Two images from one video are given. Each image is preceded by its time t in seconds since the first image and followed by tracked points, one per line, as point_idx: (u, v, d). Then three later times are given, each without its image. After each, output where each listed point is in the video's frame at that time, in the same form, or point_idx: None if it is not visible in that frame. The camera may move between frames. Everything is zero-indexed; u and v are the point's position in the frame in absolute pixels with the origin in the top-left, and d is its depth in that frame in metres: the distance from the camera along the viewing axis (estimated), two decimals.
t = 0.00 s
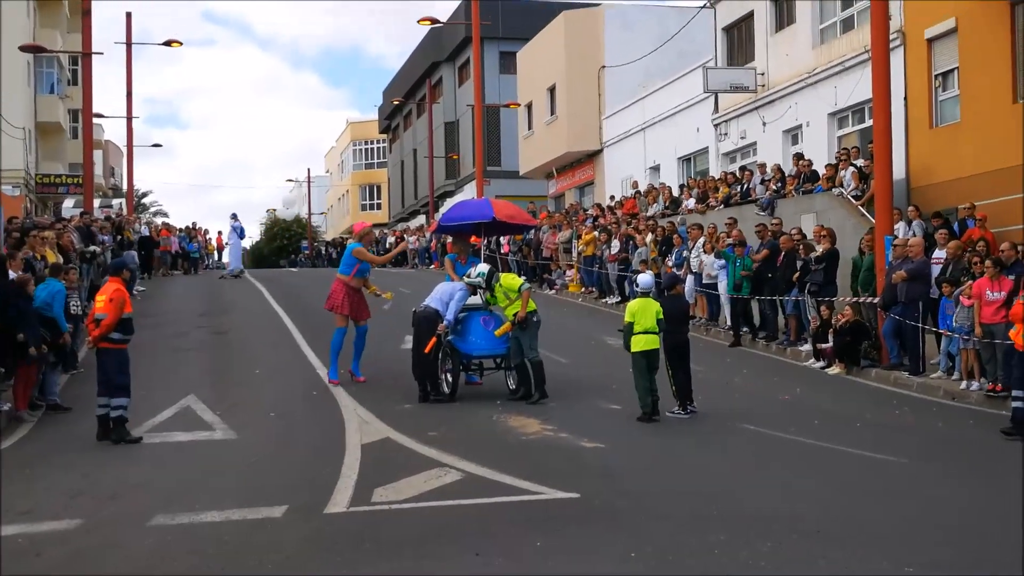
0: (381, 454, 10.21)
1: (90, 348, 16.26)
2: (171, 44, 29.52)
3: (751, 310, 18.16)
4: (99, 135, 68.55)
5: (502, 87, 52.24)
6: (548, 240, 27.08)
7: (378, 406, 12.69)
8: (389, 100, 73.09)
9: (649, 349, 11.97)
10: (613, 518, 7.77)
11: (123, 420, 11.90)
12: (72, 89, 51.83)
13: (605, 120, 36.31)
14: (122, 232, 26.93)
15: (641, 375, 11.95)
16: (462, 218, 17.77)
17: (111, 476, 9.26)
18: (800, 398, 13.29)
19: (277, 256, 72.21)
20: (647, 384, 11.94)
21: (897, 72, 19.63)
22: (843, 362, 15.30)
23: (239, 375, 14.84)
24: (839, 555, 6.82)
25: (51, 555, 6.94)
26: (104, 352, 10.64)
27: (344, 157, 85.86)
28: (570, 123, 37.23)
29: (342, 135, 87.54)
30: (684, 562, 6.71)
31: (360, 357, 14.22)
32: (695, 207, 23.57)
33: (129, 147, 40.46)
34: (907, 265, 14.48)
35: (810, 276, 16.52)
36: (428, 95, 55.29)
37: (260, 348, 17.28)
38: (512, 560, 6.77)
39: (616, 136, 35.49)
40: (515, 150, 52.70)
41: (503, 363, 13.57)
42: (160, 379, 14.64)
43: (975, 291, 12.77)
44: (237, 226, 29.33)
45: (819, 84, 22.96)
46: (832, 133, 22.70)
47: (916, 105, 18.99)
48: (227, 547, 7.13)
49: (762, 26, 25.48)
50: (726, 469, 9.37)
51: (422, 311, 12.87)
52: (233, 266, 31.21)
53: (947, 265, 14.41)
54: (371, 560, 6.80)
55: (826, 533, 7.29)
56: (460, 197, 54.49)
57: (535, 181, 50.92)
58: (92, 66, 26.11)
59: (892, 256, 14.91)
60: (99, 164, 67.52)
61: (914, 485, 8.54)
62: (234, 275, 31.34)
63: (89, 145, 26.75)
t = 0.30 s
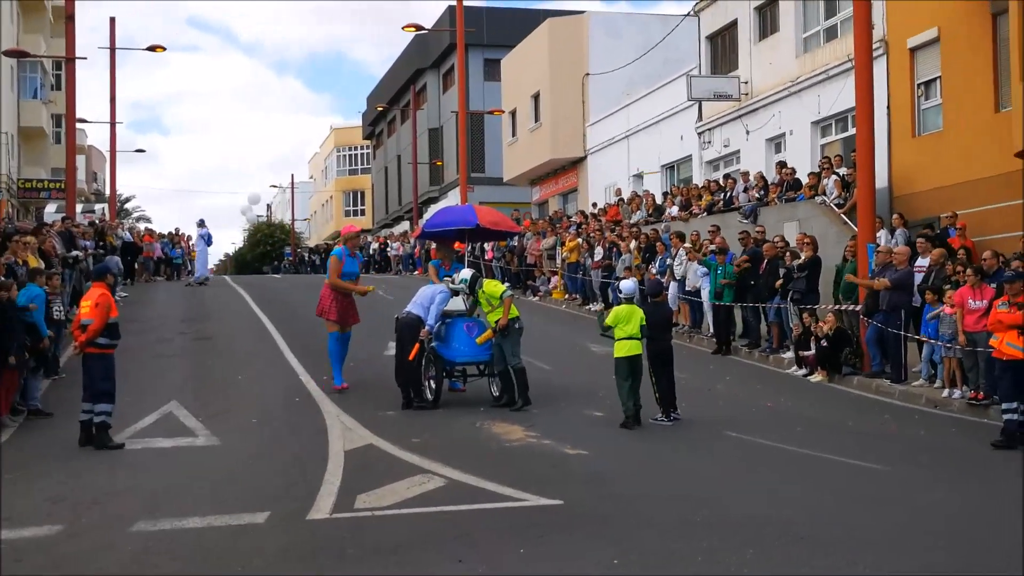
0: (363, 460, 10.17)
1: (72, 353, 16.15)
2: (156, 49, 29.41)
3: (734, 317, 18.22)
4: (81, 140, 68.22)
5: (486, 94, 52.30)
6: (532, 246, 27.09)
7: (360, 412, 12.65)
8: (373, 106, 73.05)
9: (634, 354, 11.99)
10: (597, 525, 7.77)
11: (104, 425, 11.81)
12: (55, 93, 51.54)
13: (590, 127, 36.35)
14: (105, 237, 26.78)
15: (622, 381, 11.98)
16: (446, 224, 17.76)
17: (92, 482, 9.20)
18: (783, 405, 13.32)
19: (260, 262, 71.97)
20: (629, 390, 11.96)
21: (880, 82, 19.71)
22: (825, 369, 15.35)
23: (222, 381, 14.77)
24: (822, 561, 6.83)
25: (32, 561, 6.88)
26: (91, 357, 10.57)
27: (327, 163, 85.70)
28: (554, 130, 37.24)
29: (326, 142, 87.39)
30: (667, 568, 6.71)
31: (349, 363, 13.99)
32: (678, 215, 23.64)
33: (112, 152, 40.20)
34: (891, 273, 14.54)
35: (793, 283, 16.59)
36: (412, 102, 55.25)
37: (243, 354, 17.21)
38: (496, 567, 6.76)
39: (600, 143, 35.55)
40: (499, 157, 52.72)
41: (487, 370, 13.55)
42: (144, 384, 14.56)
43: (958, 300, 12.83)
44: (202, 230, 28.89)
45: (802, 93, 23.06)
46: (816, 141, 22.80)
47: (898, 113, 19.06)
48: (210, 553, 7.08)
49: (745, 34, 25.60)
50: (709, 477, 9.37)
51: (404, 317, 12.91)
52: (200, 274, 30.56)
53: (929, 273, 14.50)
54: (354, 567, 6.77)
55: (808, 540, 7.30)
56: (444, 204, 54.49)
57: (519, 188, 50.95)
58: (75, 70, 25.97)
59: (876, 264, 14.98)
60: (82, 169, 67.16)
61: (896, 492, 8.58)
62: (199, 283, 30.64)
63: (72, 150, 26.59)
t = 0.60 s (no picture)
0: (347, 471, 10.13)
1: (55, 363, 16.04)
2: (140, 57, 29.34)
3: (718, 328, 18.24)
4: (65, 148, 67.92)
5: (471, 105, 52.37)
6: (517, 257, 27.08)
7: (344, 422, 12.61)
8: (358, 116, 72.99)
9: (618, 364, 12.04)
10: (582, 536, 7.75)
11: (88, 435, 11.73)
12: (38, 102, 51.32)
13: (575, 138, 36.40)
14: (88, 246, 26.65)
15: (601, 390, 12.06)
16: (431, 235, 17.74)
17: (75, 492, 9.12)
18: (767, 416, 13.34)
19: (243, 272, 71.72)
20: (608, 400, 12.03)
21: (863, 95, 19.85)
22: (809, 380, 15.38)
23: (205, 391, 14.69)
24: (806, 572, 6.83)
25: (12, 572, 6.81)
26: (77, 367, 10.53)
27: (312, 172, 85.53)
28: (539, 141, 37.30)
29: (310, 151, 87.27)
30: None
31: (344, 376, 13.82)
32: (663, 226, 23.70)
33: (96, 161, 40.03)
34: (874, 285, 14.59)
35: (777, 295, 16.64)
36: (398, 112, 55.27)
37: (227, 364, 17.12)
38: None
39: (585, 154, 35.61)
40: (484, 167, 52.75)
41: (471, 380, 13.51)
42: (126, 394, 14.47)
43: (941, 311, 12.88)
44: (176, 244, 28.48)
45: (786, 105, 23.17)
46: (799, 153, 22.89)
47: (882, 125, 19.22)
48: (192, 564, 7.02)
49: (729, 46, 25.73)
50: (693, 488, 9.36)
51: (387, 327, 12.87)
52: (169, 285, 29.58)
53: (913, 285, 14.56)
54: None
55: (792, 552, 7.30)
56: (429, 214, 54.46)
57: (503, 199, 50.98)
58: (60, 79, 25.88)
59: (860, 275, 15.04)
60: (65, 178, 66.82)
61: (880, 503, 8.59)
62: (167, 293, 29.70)
63: (56, 158, 26.46)
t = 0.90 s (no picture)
0: (330, 476, 10.08)
1: (36, 368, 15.91)
2: (123, 61, 29.22)
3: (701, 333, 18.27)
4: (47, 152, 67.52)
5: (455, 109, 52.39)
6: (501, 262, 27.08)
7: (327, 427, 12.57)
8: (341, 121, 72.87)
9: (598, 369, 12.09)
10: (566, 541, 7.74)
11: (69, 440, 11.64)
12: (20, 106, 51.01)
13: (559, 144, 36.50)
14: (70, 250, 26.48)
15: (584, 394, 12.08)
16: (414, 239, 17.71)
17: (56, 497, 9.04)
18: (750, 421, 13.36)
19: (226, 276, 71.41)
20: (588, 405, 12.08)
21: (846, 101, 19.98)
22: (792, 385, 15.41)
23: (188, 396, 14.60)
24: None
25: None
26: (60, 372, 10.45)
27: (295, 177, 85.33)
28: (523, 146, 37.34)
29: (294, 156, 87.09)
30: None
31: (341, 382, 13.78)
32: (646, 231, 23.75)
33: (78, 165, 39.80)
34: (857, 291, 14.64)
35: (760, 300, 16.69)
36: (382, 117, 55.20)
37: (210, 368, 17.03)
38: None
39: (569, 159, 35.70)
40: (468, 172, 52.74)
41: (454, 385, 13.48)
42: (107, 399, 14.36)
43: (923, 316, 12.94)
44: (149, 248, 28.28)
45: (769, 111, 23.35)
46: (783, 159, 23.38)
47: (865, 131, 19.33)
48: (174, 570, 6.96)
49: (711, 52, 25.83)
50: (676, 493, 9.36)
51: (370, 331, 12.83)
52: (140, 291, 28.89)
53: (895, 290, 14.63)
54: None
55: (775, 557, 7.31)
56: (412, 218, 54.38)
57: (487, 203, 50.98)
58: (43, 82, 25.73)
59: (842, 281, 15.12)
60: (48, 182, 66.42)
61: (863, 508, 8.62)
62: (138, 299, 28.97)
63: (39, 161, 26.30)
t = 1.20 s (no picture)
0: (311, 479, 10.04)
1: (15, 371, 15.78)
2: (104, 63, 29.08)
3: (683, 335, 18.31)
4: (28, 154, 67.06)
5: (438, 111, 52.34)
6: (484, 264, 27.07)
7: (308, 430, 12.52)
8: (323, 122, 72.67)
9: (575, 371, 12.09)
10: (549, 542, 7.73)
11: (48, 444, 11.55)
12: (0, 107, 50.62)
13: (541, 146, 36.46)
14: (51, 252, 26.30)
15: (565, 396, 12.10)
16: (397, 241, 17.66)
17: (34, 500, 8.97)
18: (731, 423, 13.39)
19: (209, 278, 71.08)
20: (569, 407, 12.08)
21: (827, 103, 20.03)
22: (774, 387, 15.46)
23: (169, 399, 14.51)
24: None
25: None
26: (39, 374, 10.42)
27: (277, 179, 85.04)
28: (505, 149, 37.35)
29: (275, 158, 86.79)
30: None
31: (338, 388, 13.75)
32: (629, 233, 23.79)
33: (58, 168, 39.48)
34: (837, 293, 14.74)
35: (742, 302, 16.76)
36: (364, 119, 55.08)
37: (191, 371, 16.93)
38: None
39: (551, 161, 35.68)
40: (450, 175, 52.69)
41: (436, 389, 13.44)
42: (87, 402, 14.25)
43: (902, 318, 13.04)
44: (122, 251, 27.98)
45: (750, 113, 23.39)
46: (764, 161, 23.12)
47: (846, 133, 19.39)
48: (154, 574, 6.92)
49: (694, 54, 25.84)
50: (659, 495, 9.37)
51: (353, 334, 12.75)
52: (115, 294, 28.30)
53: (876, 293, 14.72)
54: None
55: (755, 558, 7.33)
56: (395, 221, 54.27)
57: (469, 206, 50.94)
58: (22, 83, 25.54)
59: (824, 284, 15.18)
60: (28, 184, 65.95)
61: (845, 510, 8.65)
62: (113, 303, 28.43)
63: (19, 163, 26.13)
